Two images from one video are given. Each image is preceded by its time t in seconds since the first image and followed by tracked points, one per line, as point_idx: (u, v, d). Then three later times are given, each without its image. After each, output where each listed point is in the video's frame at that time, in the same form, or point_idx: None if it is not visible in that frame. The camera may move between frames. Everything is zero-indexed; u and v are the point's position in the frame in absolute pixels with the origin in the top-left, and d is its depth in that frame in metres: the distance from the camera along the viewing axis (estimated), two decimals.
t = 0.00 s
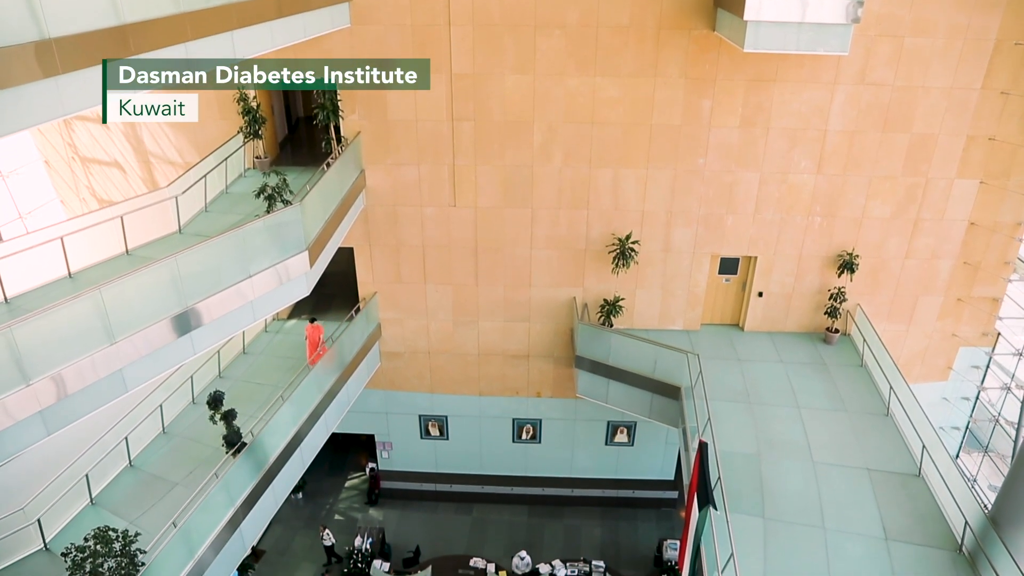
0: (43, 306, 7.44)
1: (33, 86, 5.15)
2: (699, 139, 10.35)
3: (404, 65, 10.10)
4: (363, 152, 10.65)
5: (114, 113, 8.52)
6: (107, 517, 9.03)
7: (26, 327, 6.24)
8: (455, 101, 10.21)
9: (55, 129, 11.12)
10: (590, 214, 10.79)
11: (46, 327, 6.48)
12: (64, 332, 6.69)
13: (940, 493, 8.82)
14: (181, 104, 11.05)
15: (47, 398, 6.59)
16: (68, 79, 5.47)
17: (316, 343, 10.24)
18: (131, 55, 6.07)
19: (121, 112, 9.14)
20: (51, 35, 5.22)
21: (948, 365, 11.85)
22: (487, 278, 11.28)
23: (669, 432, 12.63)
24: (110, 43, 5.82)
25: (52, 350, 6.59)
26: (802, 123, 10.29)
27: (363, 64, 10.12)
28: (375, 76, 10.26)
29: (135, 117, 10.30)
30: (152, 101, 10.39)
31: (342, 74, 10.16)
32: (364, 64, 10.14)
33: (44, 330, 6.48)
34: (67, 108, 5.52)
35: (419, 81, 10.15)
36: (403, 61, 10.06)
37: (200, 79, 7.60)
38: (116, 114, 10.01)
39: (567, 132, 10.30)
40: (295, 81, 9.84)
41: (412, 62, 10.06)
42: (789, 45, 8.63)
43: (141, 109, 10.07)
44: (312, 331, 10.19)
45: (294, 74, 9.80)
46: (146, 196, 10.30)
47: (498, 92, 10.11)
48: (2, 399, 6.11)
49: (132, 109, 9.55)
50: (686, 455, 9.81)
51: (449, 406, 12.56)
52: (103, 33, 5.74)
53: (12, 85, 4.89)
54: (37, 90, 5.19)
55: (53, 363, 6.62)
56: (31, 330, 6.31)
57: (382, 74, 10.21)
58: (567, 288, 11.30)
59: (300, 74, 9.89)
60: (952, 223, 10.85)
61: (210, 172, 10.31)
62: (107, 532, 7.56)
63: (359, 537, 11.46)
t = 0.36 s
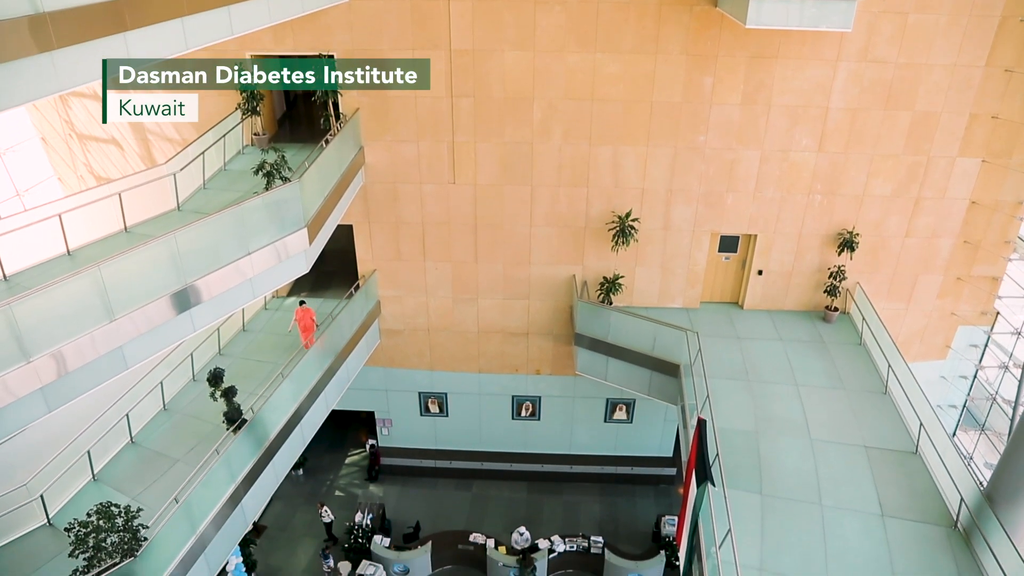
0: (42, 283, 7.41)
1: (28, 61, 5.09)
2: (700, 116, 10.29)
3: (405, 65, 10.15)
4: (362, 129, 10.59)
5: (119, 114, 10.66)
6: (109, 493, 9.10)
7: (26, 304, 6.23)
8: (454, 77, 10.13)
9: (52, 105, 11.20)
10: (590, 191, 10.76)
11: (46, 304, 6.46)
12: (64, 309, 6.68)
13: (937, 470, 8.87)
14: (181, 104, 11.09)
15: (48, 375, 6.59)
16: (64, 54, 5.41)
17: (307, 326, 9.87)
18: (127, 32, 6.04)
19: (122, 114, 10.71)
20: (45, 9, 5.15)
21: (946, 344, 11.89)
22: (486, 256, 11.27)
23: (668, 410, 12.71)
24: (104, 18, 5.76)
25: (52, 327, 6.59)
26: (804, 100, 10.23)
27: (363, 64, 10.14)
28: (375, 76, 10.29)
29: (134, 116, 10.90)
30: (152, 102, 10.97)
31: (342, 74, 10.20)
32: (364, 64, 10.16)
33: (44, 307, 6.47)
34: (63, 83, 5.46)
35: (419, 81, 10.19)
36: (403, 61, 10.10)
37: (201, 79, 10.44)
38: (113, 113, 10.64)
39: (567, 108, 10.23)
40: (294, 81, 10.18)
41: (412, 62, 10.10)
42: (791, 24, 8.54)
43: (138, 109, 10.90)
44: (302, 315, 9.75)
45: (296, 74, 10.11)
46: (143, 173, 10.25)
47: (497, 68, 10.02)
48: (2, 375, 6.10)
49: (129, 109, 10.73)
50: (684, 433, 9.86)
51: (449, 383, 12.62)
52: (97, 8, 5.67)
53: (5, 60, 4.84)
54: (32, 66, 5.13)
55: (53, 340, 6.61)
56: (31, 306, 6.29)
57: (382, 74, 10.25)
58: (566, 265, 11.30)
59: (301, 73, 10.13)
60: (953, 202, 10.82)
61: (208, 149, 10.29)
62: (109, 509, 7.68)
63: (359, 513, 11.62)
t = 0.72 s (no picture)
0: (40, 262, 7.41)
1: (23, 37, 5.09)
2: (701, 93, 10.23)
3: (404, 65, 10.21)
4: (361, 106, 10.53)
5: (119, 113, 11.13)
6: (111, 469, 9.15)
7: (24, 282, 6.21)
8: (454, 54, 10.05)
9: (49, 81, 11.12)
10: (590, 168, 10.72)
11: (44, 281, 6.45)
12: (63, 286, 6.66)
13: (934, 448, 8.92)
14: (182, 104, 11.09)
15: (48, 352, 6.58)
16: (59, 31, 5.40)
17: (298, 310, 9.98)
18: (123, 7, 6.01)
19: (122, 112, 11.08)
20: None
21: (945, 323, 11.94)
22: (486, 233, 11.27)
23: (666, 387, 12.81)
24: None
25: (51, 304, 6.57)
26: (806, 78, 10.15)
27: (363, 64, 10.19)
28: (375, 76, 10.34)
29: (134, 115, 11.15)
30: (152, 101, 11.00)
31: (342, 75, 10.26)
32: (364, 64, 10.21)
33: (43, 284, 6.45)
34: (59, 60, 5.46)
35: (419, 81, 10.28)
36: (402, 61, 10.16)
37: (201, 80, 11.04)
38: (113, 112, 11.19)
39: (567, 85, 10.15)
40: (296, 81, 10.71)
41: (411, 38, 10.00)
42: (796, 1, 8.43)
43: (139, 108, 11.18)
44: (291, 301, 9.86)
45: (296, 75, 10.64)
46: (140, 150, 10.27)
47: (497, 44, 9.94)
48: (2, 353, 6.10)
49: (129, 109, 11.14)
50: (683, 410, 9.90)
51: (449, 361, 12.69)
52: None
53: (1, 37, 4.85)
54: (26, 41, 5.11)
55: (53, 317, 6.60)
56: (29, 284, 6.28)
57: (382, 74, 10.28)
58: (566, 243, 11.30)
59: (301, 73, 10.53)
60: (955, 181, 10.78)
61: (207, 126, 10.24)
62: (111, 484, 7.75)
63: (359, 490, 11.72)
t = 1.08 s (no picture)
0: (38, 239, 7.47)
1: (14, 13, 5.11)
2: (703, 70, 10.15)
3: (404, 65, 10.27)
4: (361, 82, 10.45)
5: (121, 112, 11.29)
6: (114, 445, 9.20)
7: (23, 260, 6.21)
8: (454, 30, 9.94)
9: (43, 58, 10.96)
10: (590, 145, 10.67)
11: (43, 258, 6.45)
12: (62, 263, 6.66)
13: (931, 425, 8.96)
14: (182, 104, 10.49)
15: (49, 329, 6.56)
16: (53, 6, 5.42)
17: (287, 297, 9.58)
18: None
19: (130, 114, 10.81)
20: None
21: (945, 302, 12.00)
22: (486, 211, 11.26)
23: (666, 365, 12.91)
24: None
25: (51, 281, 6.57)
26: (808, 55, 10.05)
27: (364, 64, 10.27)
28: (376, 76, 10.41)
29: (135, 115, 11.17)
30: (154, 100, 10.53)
31: (341, 74, 10.16)
32: (364, 64, 10.28)
33: (41, 262, 6.44)
34: (54, 37, 5.50)
35: (419, 81, 10.35)
36: (402, 61, 10.22)
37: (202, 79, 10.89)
38: (114, 112, 11.39)
39: (568, 62, 10.07)
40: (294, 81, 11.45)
41: (411, 14, 9.87)
42: None
43: (139, 109, 11.26)
44: (281, 286, 9.40)
45: (296, 75, 11.36)
46: (140, 127, 10.27)
47: (497, 21, 9.83)
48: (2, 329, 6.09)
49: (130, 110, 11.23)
50: (683, 388, 9.90)
51: (449, 338, 12.77)
52: None
53: None
54: (19, 17, 5.15)
55: (52, 295, 6.59)
56: (28, 261, 6.27)
57: (382, 74, 10.35)
58: (567, 221, 11.29)
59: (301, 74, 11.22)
60: (957, 160, 10.72)
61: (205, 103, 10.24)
62: (114, 459, 7.68)
63: (360, 466, 11.85)
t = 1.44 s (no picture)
0: (38, 216, 7.50)
1: None
2: (705, 47, 10.06)
3: (405, 64, 10.38)
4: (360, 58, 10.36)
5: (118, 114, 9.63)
6: (115, 422, 9.28)
7: (23, 237, 6.20)
8: (453, 6, 9.82)
9: (38, 34, 10.32)
10: (591, 123, 10.62)
11: (43, 236, 6.44)
12: (62, 240, 6.65)
13: (930, 403, 8.99)
14: (181, 104, 9.98)
15: (49, 307, 6.57)
16: None
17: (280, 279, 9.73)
18: None
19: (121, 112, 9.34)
20: None
21: (945, 281, 12.08)
22: (486, 188, 11.24)
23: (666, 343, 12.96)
24: None
25: (51, 259, 6.57)
26: (812, 31, 9.94)
27: (364, 64, 10.38)
28: (375, 76, 10.57)
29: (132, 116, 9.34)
30: (151, 101, 9.57)
31: (341, 74, 10.00)
32: (365, 64, 10.40)
33: (40, 239, 6.42)
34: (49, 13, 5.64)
35: (419, 76, 10.41)
36: (403, 61, 10.34)
37: (202, 80, 10.20)
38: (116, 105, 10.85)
39: (568, 38, 9.97)
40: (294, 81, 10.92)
41: None
42: None
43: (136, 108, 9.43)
44: (272, 271, 9.60)
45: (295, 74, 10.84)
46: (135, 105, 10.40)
47: None
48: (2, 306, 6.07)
49: (129, 110, 9.55)
50: (683, 366, 9.89)
51: (449, 316, 12.83)
52: None
53: None
54: None
55: (52, 272, 6.58)
56: (28, 238, 6.27)
57: (382, 74, 10.51)
58: (567, 199, 11.28)
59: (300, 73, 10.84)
60: (960, 139, 10.64)
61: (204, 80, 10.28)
62: (116, 437, 7.87)
63: (361, 443, 12.02)
